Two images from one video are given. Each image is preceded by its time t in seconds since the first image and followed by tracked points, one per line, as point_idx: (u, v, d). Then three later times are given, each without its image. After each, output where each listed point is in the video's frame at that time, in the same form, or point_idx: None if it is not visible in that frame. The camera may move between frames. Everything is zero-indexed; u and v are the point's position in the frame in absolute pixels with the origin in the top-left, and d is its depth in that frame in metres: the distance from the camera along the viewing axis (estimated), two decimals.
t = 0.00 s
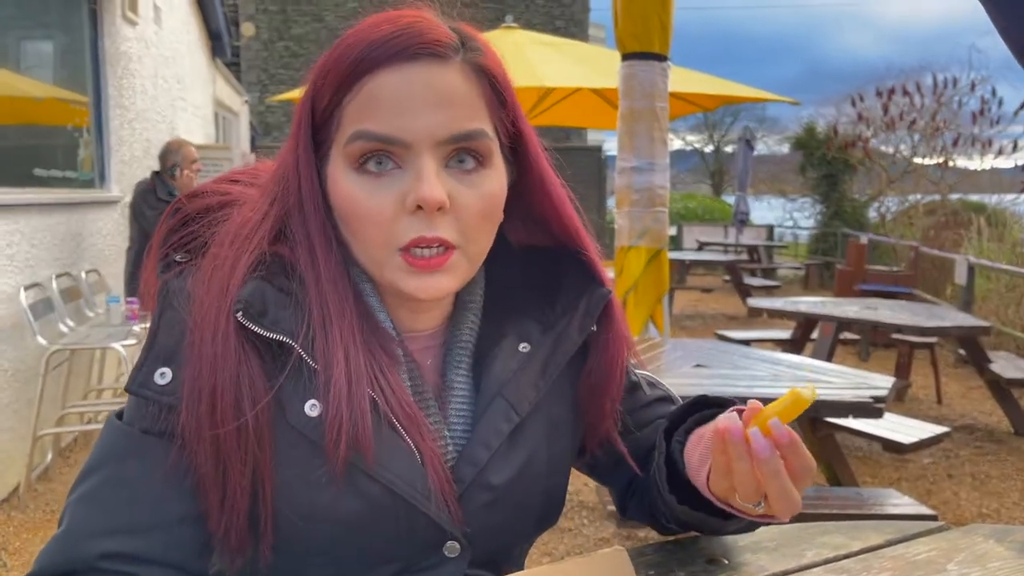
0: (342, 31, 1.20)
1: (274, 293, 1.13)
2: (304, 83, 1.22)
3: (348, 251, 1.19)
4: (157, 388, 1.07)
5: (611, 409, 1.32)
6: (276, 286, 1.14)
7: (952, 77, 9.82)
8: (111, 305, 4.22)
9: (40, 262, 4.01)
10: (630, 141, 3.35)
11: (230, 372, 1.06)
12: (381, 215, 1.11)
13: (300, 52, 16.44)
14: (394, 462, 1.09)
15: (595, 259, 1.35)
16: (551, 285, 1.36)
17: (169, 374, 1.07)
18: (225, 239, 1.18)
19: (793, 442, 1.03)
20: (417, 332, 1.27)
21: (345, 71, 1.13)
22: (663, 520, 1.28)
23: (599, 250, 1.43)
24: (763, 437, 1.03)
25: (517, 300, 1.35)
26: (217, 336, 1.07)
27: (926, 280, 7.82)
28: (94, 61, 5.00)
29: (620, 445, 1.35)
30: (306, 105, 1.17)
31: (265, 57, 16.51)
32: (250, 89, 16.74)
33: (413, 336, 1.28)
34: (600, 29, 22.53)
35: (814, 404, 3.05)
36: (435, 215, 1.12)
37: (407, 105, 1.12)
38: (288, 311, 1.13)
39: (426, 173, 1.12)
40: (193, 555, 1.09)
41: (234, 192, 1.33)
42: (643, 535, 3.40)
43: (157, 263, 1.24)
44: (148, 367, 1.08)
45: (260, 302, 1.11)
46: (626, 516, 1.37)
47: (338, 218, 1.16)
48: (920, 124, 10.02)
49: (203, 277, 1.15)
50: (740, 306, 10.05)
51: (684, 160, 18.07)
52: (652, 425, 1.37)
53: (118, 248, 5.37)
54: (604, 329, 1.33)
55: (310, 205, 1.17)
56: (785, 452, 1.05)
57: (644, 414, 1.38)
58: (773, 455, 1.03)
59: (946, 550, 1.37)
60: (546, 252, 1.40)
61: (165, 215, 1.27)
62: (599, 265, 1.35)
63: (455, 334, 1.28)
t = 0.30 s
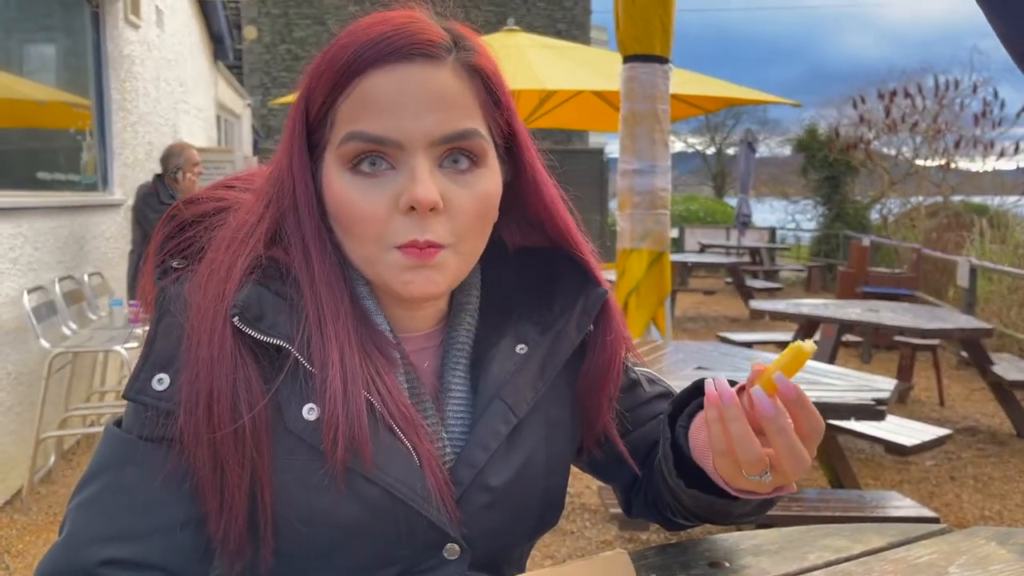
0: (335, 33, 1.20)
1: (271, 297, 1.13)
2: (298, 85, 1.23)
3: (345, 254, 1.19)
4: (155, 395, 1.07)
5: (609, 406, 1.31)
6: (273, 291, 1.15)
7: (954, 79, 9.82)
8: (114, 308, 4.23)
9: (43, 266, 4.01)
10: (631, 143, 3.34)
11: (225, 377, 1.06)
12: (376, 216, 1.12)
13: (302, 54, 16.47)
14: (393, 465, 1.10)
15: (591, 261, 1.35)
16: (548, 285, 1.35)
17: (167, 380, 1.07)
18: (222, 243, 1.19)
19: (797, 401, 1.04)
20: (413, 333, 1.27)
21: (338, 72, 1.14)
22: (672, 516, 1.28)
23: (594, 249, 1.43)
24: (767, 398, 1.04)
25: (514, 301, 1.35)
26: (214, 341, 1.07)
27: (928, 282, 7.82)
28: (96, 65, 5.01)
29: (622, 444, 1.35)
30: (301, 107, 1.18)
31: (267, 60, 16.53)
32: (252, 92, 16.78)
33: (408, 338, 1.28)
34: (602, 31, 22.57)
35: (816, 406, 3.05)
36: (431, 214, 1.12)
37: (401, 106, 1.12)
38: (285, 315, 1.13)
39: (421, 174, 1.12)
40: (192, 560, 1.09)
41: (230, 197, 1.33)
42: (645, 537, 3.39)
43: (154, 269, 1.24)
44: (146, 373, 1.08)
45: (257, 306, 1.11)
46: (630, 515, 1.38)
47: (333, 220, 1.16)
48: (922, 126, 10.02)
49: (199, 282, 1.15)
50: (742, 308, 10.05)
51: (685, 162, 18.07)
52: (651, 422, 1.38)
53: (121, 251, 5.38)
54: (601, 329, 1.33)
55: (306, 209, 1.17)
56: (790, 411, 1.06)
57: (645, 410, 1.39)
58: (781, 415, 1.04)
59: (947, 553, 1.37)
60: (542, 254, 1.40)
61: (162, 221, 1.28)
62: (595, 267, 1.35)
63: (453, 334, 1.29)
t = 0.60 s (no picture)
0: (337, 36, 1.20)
1: (274, 301, 1.13)
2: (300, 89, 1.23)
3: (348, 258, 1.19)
4: (157, 398, 1.07)
5: (610, 406, 1.31)
6: (276, 294, 1.14)
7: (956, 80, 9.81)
8: (117, 310, 4.23)
9: (46, 268, 4.02)
10: (633, 146, 3.34)
11: (227, 381, 1.06)
12: (381, 222, 1.12)
13: (305, 57, 16.53)
14: (397, 468, 1.10)
15: (594, 265, 1.35)
16: (550, 287, 1.35)
17: (169, 384, 1.07)
18: (225, 247, 1.19)
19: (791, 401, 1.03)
20: (414, 335, 1.27)
21: (343, 78, 1.13)
22: (673, 519, 1.28)
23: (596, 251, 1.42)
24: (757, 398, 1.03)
25: (516, 303, 1.34)
26: (216, 345, 1.07)
27: (930, 284, 7.81)
28: (98, 68, 5.02)
29: (624, 446, 1.35)
30: (304, 111, 1.18)
31: (269, 63, 16.59)
32: (254, 95, 16.84)
33: (410, 340, 1.28)
34: (604, 34, 22.61)
35: (819, 408, 3.04)
36: (436, 221, 1.12)
37: (406, 113, 1.12)
38: (287, 318, 1.13)
39: (427, 181, 1.12)
40: (194, 563, 1.09)
41: (232, 199, 1.33)
42: (648, 539, 3.38)
43: (156, 273, 1.24)
44: (148, 377, 1.08)
45: (260, 309, 1.11)
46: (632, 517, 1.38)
47: (338, 225, 1.16)
48: (924, 128, 10.03)
49: (201, 286, 1.15)
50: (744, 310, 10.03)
51: (687, 164, 18.07)
52: (653, 424, 1.38)
53: (123, 254, 5.38)
54: (602, 330, 1.33)
55: (308, 212, 1.17)
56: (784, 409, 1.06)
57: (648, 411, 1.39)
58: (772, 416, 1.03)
59: (951, 555, 1.37)
60: (545, 256, 1.40)
61: (164, 224, 1.28)
62: (598, 270, 1.35)
63: (454, 336, 1.28)
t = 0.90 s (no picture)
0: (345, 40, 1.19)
1: (275, 302, 1.13)
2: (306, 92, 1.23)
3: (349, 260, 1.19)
4: (159, 399, 1.07)
5: (613, 410, 1.31)
6: (277, 296, 1.15)
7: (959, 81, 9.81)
8: (120, 313, 4.23)
9: (48, 271, 4.02)
10: (635, 148, 3.34)
11: (230, 383, 1.06)
12: (384, 228, 1.12)
13: (306, 60, 16.61)
14: (399, 469, 1.10)
15: (595, 268, 1.35)
16: (549, 289, 1.36)
17: (171, 385, 1.07)
18: (228, 248, 1.19)
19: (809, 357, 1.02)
20: (415, 338, 1.27)
21: (350, 83, 1.13)
22: (680, 518, 1.29)
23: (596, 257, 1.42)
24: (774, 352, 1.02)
25: (517, 305, 1.35)
26: (218, 347, 1.07)
27: (933, 285, 7.79)
28: (102, 70, 5.02)
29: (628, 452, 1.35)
30: (310, 115, 1.18)
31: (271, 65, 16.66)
32: (256, 98, 16.91)
33: (411, 343, 1.28)
34: (605, 36, 22.63)
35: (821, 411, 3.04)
36: (440, 229, 1.12)
37: (411, 120, 1.12)
38: (289, 320, 1.13)
39: (430, 189, 1.12)
40: (196, 564, 1.10)
41: (234, 202, 1.33)
42: (650, 542, 3.38)
43: (159, 274, 1.24)
44: (149, 378, 1.08)
45: (261, 311, 1.11)
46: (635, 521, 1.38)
47: (341, 229, 1.16)
48: (927, 129, 10.02)
49: (203, 288, 1.15)
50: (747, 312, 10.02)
51: (690, 166, 18.08)
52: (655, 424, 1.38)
53: (125, 257, 5.39)
54: (603, 331, 1.33)
55: (311, 216, 1.17)
56: (797, 366, 1.04)
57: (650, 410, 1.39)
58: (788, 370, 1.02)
59: (953, 558, 1.37)
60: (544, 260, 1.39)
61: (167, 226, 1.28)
62: (598, 272, 1.35)
63: (454, 339, 1.29)
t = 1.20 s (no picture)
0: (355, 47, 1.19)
1: (283, 309, 1.13)
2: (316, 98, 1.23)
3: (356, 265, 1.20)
4: (168, 405, 1.07)
5: (621, 418, 1.31)
6: (285, 302, 1.15)
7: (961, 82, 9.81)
8: (123, 315, 4.24)
9: (52, 274, 4.03)
10: (638, 150, 3.34)
11: (238, 390, 1.07)
12: (393, 241, 1.12)
13: (309, 62, 16.72)
14: (406, 477, 1.10)
15: (602, 271, 1.34)
16: (556, 296, 1.36)
17: (180, 391, 1.08)
18: (236, 254, 1.19)
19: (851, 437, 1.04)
20: (423, 345, 1.27)
21: (362, 94, 1.13)
22: (683, 526, 1.29)
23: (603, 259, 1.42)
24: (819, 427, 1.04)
25: (523, 311, 1.35)
26: (226, 355, 1.07)
27: (936, 287, 7.79)
28: (105, 73, 5.04)
29: (635, 460, 1.34)
30: (320, 124, 1.18)
31: (274, 67, 16.79)
32: (259, 100, 17.04)
33: (419, 350, 1.28)
34: (608, 37, 22.68)
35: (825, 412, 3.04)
36: (448, 244, 1.13)
37: (423, 134, 1.13)
38: (296, 326, 1.13)
39: (439, 204, 1.13)
40: (203, 569, 1.10)
41: (242, 207, 1.33)
42: (653, 543, 3.38)
43: (167, 279, 1.24)
44: (159, 384, 1.08)
45: (269, 318, 1.11)
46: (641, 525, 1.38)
47: (350, 239, 1.17)
48: (930, 130, 10.02)
49: (210, 294, 1.15)
50: (750, 313, 10.02)
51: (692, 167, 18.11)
52: (661, 430, 1.38)
53: (129, 259, 5.41)
54: (610, 336, 1.33)
55: (319, 223, 1.17)
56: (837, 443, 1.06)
57: (654, 418, 1.39)
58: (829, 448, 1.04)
59: (955, 560, 1.37)
60: (549, 268, 1.39)
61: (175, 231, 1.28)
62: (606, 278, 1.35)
63: (462, 346, 1.29)
